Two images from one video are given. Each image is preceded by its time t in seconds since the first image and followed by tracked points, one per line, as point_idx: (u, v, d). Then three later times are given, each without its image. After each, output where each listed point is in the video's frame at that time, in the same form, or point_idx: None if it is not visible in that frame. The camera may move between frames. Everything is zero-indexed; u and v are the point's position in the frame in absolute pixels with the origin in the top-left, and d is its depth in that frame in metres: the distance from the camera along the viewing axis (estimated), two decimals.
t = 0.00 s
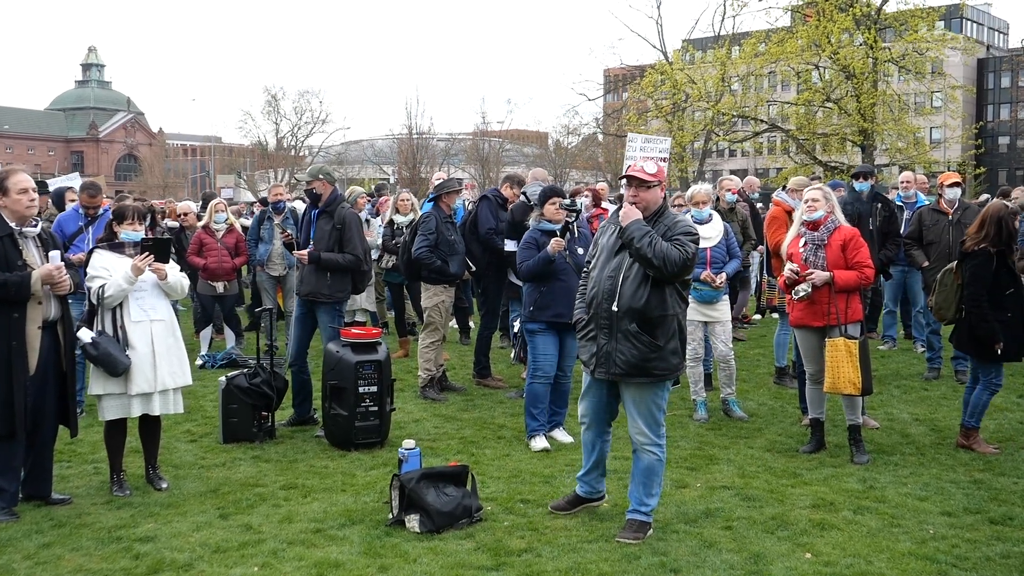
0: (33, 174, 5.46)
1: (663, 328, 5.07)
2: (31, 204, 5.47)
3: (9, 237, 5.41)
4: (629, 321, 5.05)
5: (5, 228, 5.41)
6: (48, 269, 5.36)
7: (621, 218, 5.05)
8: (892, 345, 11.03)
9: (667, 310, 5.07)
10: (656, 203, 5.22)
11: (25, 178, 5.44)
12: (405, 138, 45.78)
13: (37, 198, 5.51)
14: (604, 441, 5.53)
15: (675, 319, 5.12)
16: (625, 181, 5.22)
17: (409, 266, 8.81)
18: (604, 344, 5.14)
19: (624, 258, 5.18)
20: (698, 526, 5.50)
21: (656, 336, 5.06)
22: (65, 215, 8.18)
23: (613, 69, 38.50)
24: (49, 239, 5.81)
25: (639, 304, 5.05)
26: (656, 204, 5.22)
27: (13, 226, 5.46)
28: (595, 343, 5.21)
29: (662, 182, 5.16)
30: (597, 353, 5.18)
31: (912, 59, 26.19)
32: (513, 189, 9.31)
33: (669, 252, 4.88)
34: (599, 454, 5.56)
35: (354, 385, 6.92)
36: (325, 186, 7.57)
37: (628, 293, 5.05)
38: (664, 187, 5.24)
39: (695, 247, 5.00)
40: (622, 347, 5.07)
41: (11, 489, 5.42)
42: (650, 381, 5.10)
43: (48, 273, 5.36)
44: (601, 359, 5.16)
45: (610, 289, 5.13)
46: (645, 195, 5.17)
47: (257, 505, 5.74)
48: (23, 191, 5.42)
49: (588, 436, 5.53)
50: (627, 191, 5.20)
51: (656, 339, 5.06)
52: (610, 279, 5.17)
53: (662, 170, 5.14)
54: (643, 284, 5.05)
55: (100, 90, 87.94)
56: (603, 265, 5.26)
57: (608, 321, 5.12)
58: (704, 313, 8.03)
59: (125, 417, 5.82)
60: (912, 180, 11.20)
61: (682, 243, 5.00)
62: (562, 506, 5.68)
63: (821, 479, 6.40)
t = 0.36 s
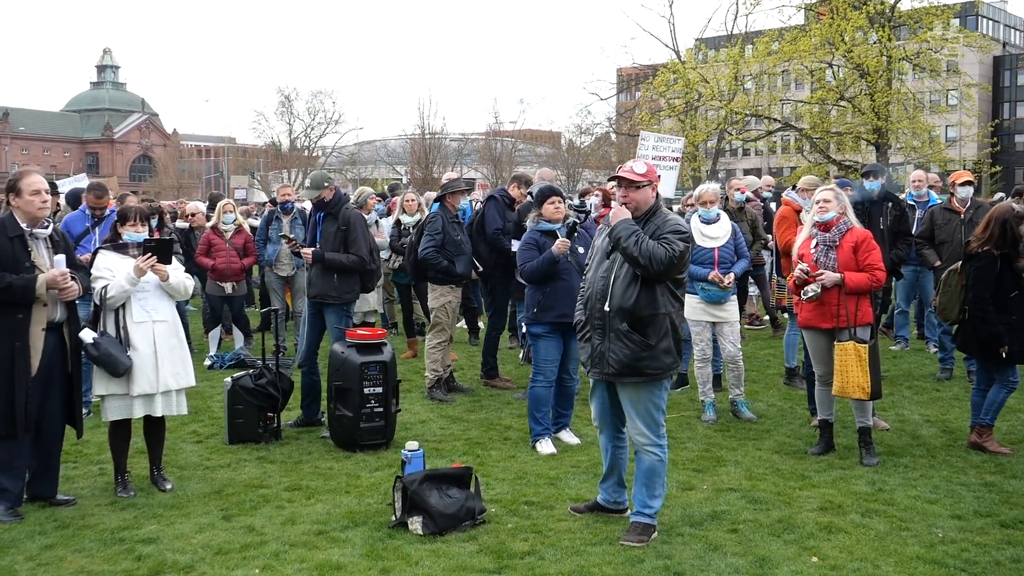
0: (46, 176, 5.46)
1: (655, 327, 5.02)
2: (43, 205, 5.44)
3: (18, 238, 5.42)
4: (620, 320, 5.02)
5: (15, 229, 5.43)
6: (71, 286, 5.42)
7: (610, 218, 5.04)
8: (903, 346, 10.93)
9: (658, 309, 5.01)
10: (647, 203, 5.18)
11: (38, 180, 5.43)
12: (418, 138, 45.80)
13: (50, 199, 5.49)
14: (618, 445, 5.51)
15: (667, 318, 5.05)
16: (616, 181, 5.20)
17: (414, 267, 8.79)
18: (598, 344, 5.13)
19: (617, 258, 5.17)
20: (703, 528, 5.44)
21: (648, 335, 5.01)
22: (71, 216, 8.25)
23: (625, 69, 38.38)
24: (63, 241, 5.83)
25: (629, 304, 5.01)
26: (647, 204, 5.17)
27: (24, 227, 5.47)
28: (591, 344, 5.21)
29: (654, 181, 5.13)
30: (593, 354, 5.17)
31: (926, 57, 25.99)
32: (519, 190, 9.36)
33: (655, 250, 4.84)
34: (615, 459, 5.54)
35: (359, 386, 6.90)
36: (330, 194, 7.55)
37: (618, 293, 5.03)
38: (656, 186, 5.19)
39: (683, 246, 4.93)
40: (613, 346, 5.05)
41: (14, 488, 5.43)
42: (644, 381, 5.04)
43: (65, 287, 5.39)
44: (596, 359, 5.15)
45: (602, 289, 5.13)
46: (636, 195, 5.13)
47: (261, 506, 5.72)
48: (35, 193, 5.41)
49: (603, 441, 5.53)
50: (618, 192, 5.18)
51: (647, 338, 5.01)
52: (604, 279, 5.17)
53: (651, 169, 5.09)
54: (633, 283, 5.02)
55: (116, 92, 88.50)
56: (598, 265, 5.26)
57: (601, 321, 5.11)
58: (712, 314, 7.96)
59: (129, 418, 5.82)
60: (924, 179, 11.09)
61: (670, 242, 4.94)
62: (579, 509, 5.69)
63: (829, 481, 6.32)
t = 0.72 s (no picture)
0: (85, 182, 5.53)
1: (661, 326, 4.98)
2: (79, 210, 5.52)
3: (51, 239, 5.53)
4: (626, 320, 5.03)
5: (50, 231, 5.54)
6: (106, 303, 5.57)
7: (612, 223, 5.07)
8: (941, 348, 10.72)
9: (663, 308, 4.98)
10: (652, 204, 5.15)
11: (77, 185, 5.50)
12: (452, 140, 45.91)
13: (86, 205, 5.56)
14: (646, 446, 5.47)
15: (674, 316, 5.00)
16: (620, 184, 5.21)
17: (444, 268, 8.82)
18: (609, 344, 5.15)
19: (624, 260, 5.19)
20: (733, 533, 5.36)
21: (654, 334, 4.98)
22: (104, 219, 8.30)
23: (660, 69, 38.14)
24: (104, 246, 5.88)
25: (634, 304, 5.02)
26: (651, 205, 5.14)
27: (60, 230, 5.56)
28: (604, 344, 5.24)
29: (656, 182, 5.12)
30: (606, 354, 5.20)
31: (967, 54, 25.50)
32: (550, 189, 9.13)
33: (653, 251, 4.83)
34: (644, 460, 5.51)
35: (388, 387, 6.92)
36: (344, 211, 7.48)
37: (623, 293, 5.05)
38: (660, 186, 5.16)
39: (684, 244, 4.88)
40: (621, 345, 5.06)
41: (31, 488, 5.48)
42: (654, 380, 5.01)
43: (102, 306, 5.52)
44: (608, 359, 5.18)
45: (611, 290, 5.15)
46: (638, 197, 5.12)
47: (289, 507, 5.75)
48: (72, 198, 5.48)
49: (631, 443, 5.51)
50: (622, 195, 5.19)
51: (654, 337, 4.99)
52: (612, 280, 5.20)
53: (653, 170, 5.08)
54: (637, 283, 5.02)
55: (156, 95, 89.92)
56: (610, 267, 5.30)
57: (611, 321, 5.14)
58: (743, 315, 7.86)
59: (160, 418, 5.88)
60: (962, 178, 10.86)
61: (670, 240, 4.90)
62: (607, 512, 5.65)
63: (862, 486, 6.20)
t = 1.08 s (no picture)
0: (106, 184, 5.60)
1: (677, 330, 5.02)
2: (101, 212, 5.61)
3: (73, 243, 5.65)
4: (645, 326, 5.15)
5: (73, 235, 5.67)
6: (147, 326, 5.76)
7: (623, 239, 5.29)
8: (990, 352, 10.47)
9: (677, 311, 5.02)
10: (664, 211, 5.19)
11: (98, 187, 5.57)
12: (494, 142, 46.02)
13: (108, 206, 5.65)
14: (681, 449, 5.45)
15: (691, 320, 5.01)
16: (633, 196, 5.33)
17: (482, 270, 8.84)
18: (634, 350, 5.29)
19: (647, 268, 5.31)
20: (772, 539, 5.28)
21: (670, 337, 5.03)
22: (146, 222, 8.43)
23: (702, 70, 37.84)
24: (132, 248, 5.94)
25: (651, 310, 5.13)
26: (664, 212, 5.19)
27: (83, 233, 5.67)
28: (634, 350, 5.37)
29: (662, 189, 5.18)
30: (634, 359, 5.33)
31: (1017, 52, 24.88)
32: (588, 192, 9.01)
33: (655, 262, 4.96)
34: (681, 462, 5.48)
35: (425, 390, 6.94)
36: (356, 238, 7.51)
37: (642, 301, 5.18)
38: (670, 192, 5.20)
39: (690, 250, 4.91)
40: (642, 349, 5.17)
41: (64, 479, 5.76)
42: (672, 381, 5.04)
43: (143, 328, 5.75)
44: (634, 362, 5.28)
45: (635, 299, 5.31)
46: (648, 207, 5.21)
47: (326, 509, 5.79)
48: (94, 200, 5.58)
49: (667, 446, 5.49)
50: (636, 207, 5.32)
51: (671, 340, 5.04)
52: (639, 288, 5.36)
53: (658, 177, 5.14)
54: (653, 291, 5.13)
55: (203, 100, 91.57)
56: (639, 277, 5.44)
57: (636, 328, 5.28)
58: (784, 319, 7.75)
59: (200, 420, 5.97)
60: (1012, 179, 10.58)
61: (675, 248, 4.96)
62: (644, 517, 5.60)
63: (905, 492, 6.07)
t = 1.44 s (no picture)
0: (128, 184, 5.71)
1: (712, 329, 5.17)
2: (124, 211, 5.72)
3: (97, 243, 5.76)
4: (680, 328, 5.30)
5: (97, 235, 5.78)
6: (186, 349, 6.01)
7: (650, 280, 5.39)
8: None
9: (711, 313, 5.16)
10: (691, 217, 5.31)
11: (120, 187, 5.69)
12: (542, 143, 45.97)
13: (131, 205, 5.75)
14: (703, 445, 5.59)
15: (724, 321, 5.15)
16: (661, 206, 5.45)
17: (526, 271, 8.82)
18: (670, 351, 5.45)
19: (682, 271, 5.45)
20: (819, 544, 5.18)
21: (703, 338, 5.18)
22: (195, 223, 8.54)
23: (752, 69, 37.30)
24: (160, 245, 6.04)
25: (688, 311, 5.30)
26: (691, 218, 5.31)
27: (108, 234, 5.78)
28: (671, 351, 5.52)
29: (685, 196, 5.30)
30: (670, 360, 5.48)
31: None
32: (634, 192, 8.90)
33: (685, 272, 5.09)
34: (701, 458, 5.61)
35: (469, 390, 6.95)
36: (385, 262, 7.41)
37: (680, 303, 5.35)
38: (695, 198, 5.31)
39: (719, 255, 5.04)
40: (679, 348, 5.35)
41: (113, 477, 5.90)
42: (704, 380, 5.18)
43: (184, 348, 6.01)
44: (670, 361, 5.45)
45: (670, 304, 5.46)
46: (675, 215, 5.33)
47: (370, 509, 5.83)
48: (116, 199, 5.69)
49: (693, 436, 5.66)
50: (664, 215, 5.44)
51: (705, 338, 5.20)
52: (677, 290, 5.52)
53: (681, 185, 5.27)
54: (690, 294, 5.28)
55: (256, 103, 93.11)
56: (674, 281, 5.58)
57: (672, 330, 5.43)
58: (834, 320, 7.59)
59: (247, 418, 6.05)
60: None
61: (706, 252, 5.09)
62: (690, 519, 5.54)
63: (958, 498, 5.90)
